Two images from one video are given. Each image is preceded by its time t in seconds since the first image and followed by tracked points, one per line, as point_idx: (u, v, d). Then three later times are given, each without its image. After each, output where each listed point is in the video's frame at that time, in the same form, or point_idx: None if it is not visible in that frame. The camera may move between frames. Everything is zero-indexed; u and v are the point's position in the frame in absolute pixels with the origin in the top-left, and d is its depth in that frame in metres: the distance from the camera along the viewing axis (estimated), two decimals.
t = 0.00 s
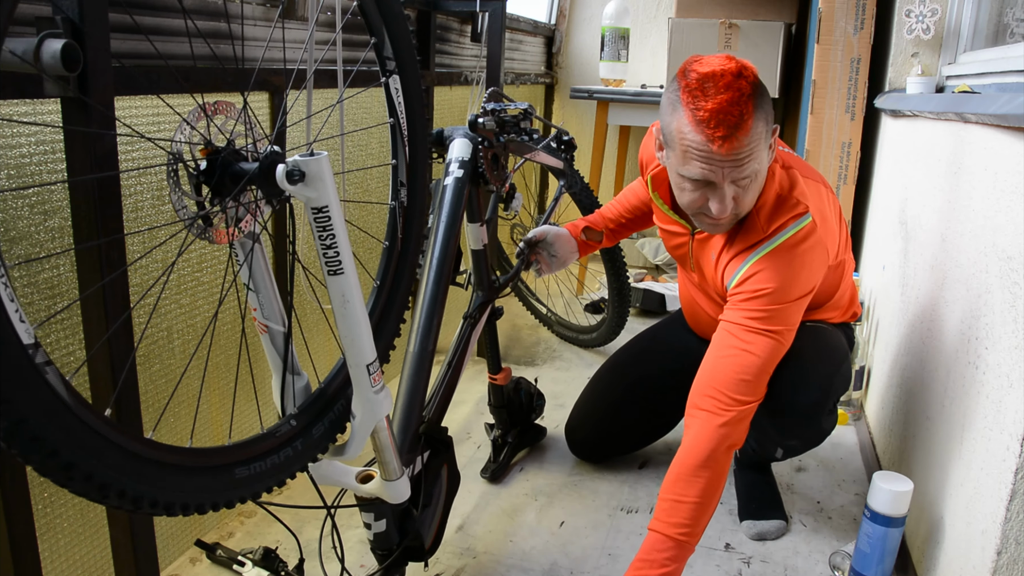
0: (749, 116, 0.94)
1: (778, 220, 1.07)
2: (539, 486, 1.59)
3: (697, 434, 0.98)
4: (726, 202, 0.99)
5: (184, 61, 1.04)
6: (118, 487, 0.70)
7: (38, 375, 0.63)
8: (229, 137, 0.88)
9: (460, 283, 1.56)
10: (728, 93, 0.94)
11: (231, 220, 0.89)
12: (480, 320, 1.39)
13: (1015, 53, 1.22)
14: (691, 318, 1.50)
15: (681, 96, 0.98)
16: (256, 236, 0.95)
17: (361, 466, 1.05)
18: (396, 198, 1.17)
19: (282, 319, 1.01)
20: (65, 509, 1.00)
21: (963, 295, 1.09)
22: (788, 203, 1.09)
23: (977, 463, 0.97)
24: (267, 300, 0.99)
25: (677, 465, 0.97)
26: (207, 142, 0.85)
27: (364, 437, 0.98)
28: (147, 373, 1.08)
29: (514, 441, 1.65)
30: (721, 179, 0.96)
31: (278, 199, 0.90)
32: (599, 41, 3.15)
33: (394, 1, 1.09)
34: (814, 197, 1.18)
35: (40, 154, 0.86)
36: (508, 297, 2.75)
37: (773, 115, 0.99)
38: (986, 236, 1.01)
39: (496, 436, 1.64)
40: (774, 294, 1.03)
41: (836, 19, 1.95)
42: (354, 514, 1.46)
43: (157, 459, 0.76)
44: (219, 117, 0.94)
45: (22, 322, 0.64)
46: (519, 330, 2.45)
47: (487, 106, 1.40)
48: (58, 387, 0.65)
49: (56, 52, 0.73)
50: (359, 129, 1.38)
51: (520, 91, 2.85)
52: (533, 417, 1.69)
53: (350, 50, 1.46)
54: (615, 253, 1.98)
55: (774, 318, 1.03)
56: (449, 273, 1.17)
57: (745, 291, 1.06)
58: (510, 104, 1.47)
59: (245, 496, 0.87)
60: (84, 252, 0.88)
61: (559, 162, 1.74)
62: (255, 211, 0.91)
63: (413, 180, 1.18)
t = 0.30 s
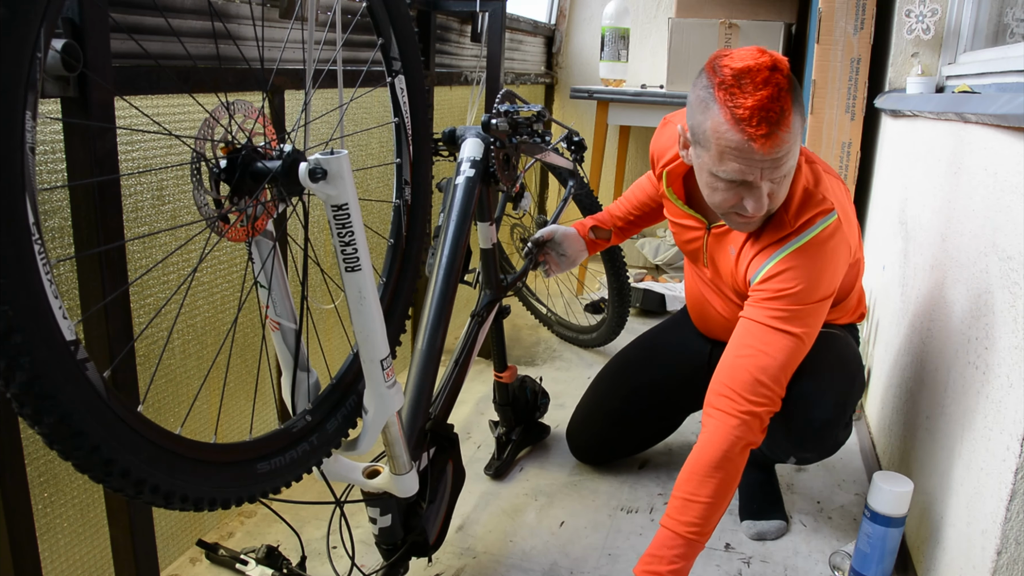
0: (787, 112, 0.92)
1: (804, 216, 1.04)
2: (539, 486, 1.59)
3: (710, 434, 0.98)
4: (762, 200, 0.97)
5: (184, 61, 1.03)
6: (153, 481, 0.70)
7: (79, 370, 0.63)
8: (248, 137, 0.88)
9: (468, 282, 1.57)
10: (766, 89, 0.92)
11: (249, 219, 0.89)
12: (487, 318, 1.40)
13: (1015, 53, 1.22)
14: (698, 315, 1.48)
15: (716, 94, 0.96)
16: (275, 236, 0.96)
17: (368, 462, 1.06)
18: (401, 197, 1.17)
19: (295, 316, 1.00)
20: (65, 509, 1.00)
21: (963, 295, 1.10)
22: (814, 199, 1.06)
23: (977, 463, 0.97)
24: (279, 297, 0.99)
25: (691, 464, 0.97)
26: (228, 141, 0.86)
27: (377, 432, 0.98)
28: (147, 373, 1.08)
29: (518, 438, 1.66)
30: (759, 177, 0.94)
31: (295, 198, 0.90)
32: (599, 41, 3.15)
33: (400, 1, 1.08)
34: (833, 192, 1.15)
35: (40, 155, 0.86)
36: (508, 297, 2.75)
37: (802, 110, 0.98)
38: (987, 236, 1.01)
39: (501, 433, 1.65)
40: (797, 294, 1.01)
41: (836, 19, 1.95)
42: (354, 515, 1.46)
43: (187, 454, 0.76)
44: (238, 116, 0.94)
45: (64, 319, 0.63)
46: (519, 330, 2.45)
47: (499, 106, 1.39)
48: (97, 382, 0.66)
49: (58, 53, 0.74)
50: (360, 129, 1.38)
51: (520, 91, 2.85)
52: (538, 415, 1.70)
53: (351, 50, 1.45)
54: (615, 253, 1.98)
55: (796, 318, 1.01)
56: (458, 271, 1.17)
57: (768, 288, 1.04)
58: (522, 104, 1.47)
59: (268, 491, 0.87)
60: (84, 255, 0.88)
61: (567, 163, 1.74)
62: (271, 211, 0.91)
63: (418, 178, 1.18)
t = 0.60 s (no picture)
0: (852, 101, 0.89)
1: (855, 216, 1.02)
2: (539, 486, 1.59)
3: (759, 426, 0.92)
4: (815, 194, 0.93)
5: (182, 61, 1.03)
6: (152, 481, 0.70)
7: (78, 370, 0.63)
8: (247, 137, 0.88)
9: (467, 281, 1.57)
10: (832, 74, 0.90)
11: (248, 219, 0.90)
12: (486, 319, 1.41)
13: (1015, 53, 1.22)
14: (716, 326, 1.46)
15: (779, 75, 0.93)
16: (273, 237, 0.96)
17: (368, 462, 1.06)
18: (400, 197, 1.17)
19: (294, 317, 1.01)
20: (65, 509, 1.00)
21: (963, 295, 1.09)
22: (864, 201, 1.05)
23: (977, 463, 0.97)
24: (279, 296, 0.99)
25: (738, 460, 0.91)
26: (227, 142, 0.86)
27: (377, 433, 0.98)
28: (147, 373, 1.08)
29: (517, 438, 1.66)
30: (815, 166, 0.90)
31: (294, 198, 0.90)
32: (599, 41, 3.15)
33: (399, 1, 1.08)
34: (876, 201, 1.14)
35: (39, 155, 0.86)
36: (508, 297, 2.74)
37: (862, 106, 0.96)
38: (987, 236, 1.01)
39: (500, 433, 1.65)
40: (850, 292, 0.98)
41: (836, 19, 1.95)
42: (353, 515, 1.46)
43: (188, 454, 0.76)
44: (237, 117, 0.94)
45: (63, 319, 0.63)
46: (519, 331, 2.45)
47: (498, 106, 1.39)
48: (96, 383, 0.66)
49: (57, 53, 0.74)
50: (359, 129, 1.38)
51: (520, 91, 2.85)
52: (537, 415, 1.70)
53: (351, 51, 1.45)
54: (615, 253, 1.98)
55: (848, 316, 0.98)
56: (458, 272, 1.17)
57: (817, 284, 1.00)
58: (521, 104, 1.47)
59: (268, 491, 0.87)
60: (84, 255, 0.88)
61: (566, 163, 1.74)
62: (271, 210, 0.91)
63: (417, 179, 1.18)
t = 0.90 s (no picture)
0: (887, 110, 0.88)
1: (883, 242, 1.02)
2: (539, 486, 1.59)
3: (846, 493, 0.89)
4: (842, 210, 0.93)
5: (182, 61, 1.03)
6: (152, 482, 0.70)
7: (79, 370, 0.63)
8: (247, 137, 0.88)
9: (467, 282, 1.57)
10: (869, 80, 0.89)
11: (248, 219, 0.90)
12: (486, 319, 1.41)
13: (1015, 53, 1.22)
14: (714, 333, 1.46)
15: (813, 83, 0.92)
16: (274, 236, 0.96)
17: (368, 462, 1.06)
18: (401, 197, 1.17)
19: (295, 317, 1.01)
20: (65, 509, 1.00)
21: (963, 294, 1.09)
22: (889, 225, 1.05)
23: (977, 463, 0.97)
24: (279, 296, 0.99)
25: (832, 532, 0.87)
26: (227, 141, 0.86)
27: (377, 433, 0.98)
28: (146, 373, 1.08)
29: (517, 438, 1.66)
30: (844, 179, 0.90)
31: (294, 198, 0.90)
32: (599, 41, 3.15)
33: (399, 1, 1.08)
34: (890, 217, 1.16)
35: (40, 155, 0.86)
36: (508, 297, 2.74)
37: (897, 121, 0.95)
38: (987, 236, 1.01)
39: (500, 433, 1.65)
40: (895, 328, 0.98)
41: (836, 19, 1.94)
42: (353, 515, 1.46)
43: (190, 454, 0.76)
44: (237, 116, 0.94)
45: (64, 318, 0.63)
46: (519, 331, 2.45)
47: (499, 106, 1.38)
48: (97, 383, 0.66)
49: (57, 53, 0.74)
50: (360, 129, 1.38)
51: (520, 91, 2.85)
52: (537, 415, 1.70)
53: (351, 50, 1.45)
54: (615, 253, 1.98)
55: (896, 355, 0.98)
56: (458, 271, 1.17)
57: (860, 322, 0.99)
58: (522, 104, 1.47)
59: (268, 491, 0.87)
60: (84, 255, 0.88)
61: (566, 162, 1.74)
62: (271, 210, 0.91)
63: (417, 178, 1.18)
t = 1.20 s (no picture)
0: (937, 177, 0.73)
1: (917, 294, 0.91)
2: (539, 486, 1.59)
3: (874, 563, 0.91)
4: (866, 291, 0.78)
5: (182, 61, 1.03)
6: (152, 482, 0.70)
7: (79, 371, 0.63)
8: (247, 136, 0.89)
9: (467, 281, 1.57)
10: (919, 135, 0.73)
11: (248, 219, 0.90)
12: (486, 319, 1.41)
13: (1015, 53, 1.22)
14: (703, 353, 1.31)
15: (848, 132, 0.76)
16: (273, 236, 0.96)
17: (368, 462, 1.06)
18: (400, 197, 1.17)
19: (294, 316, 1.01)
20: (65, 509, 1.00)
21: (963, 294, 1.09)
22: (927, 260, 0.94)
23: (977, 463, 0.97)
24: (279, 296, 0.99)
25: None
26: (226, 141, 0.86)
27: (376, 433, 0.98)
28: (146, 373, 1.08)
29: (516, 438, 1.66)
30: (874, 254, 0.75)
31: (294, 198, 0.90)
32: (599, 41, 3.15)
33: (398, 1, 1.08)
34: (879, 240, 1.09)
35: (40, 155, 0.86)
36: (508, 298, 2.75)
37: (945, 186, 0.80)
38: (986, 236, 1.01)
39: (500, 433, 1.65)
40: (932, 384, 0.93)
41: (835, 19, 1.86)
42: (353, 515, 1.46)
43: (190, 455, 0.77)
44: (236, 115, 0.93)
45: (63, 319, 0.63)
46: (519, 331, 2.45)
47: (498, 106, 1.37)
48: (97, 383, 0.66)
49: (57, 53, 0.74)
50: (359, 129, 1.38)
51: (520, 91, 2.85)
52: (537, 415, 1.70)
53: (351, 51, 1.45)
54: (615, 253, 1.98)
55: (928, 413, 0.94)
56: (457, 271, 1.17)
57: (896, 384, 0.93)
58: (522, 104, 1.46)
59: (268, 491, 0.87)
60: (84, 255, 0.88)
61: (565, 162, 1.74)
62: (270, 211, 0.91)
63: (417, 178, 1.18)
